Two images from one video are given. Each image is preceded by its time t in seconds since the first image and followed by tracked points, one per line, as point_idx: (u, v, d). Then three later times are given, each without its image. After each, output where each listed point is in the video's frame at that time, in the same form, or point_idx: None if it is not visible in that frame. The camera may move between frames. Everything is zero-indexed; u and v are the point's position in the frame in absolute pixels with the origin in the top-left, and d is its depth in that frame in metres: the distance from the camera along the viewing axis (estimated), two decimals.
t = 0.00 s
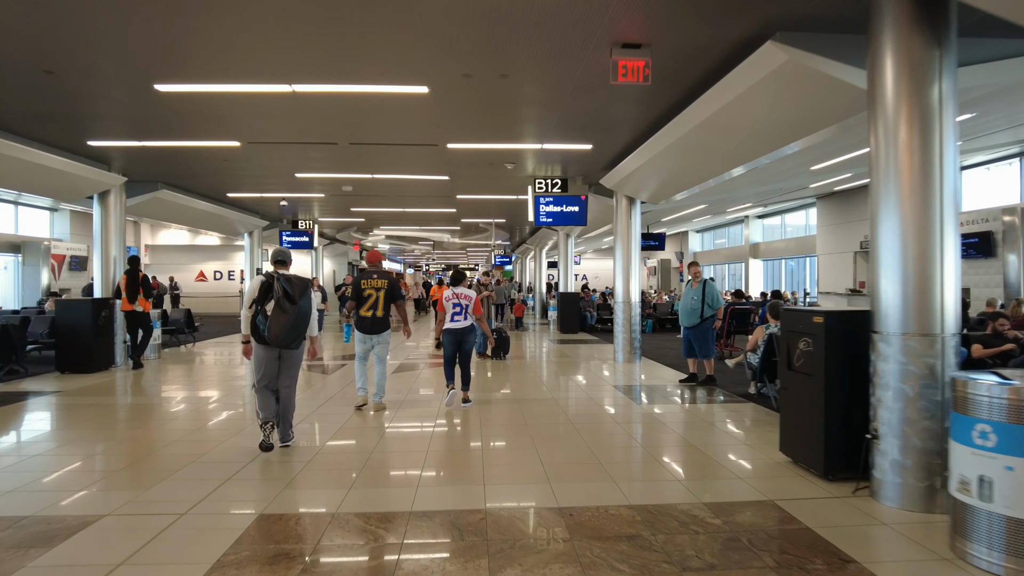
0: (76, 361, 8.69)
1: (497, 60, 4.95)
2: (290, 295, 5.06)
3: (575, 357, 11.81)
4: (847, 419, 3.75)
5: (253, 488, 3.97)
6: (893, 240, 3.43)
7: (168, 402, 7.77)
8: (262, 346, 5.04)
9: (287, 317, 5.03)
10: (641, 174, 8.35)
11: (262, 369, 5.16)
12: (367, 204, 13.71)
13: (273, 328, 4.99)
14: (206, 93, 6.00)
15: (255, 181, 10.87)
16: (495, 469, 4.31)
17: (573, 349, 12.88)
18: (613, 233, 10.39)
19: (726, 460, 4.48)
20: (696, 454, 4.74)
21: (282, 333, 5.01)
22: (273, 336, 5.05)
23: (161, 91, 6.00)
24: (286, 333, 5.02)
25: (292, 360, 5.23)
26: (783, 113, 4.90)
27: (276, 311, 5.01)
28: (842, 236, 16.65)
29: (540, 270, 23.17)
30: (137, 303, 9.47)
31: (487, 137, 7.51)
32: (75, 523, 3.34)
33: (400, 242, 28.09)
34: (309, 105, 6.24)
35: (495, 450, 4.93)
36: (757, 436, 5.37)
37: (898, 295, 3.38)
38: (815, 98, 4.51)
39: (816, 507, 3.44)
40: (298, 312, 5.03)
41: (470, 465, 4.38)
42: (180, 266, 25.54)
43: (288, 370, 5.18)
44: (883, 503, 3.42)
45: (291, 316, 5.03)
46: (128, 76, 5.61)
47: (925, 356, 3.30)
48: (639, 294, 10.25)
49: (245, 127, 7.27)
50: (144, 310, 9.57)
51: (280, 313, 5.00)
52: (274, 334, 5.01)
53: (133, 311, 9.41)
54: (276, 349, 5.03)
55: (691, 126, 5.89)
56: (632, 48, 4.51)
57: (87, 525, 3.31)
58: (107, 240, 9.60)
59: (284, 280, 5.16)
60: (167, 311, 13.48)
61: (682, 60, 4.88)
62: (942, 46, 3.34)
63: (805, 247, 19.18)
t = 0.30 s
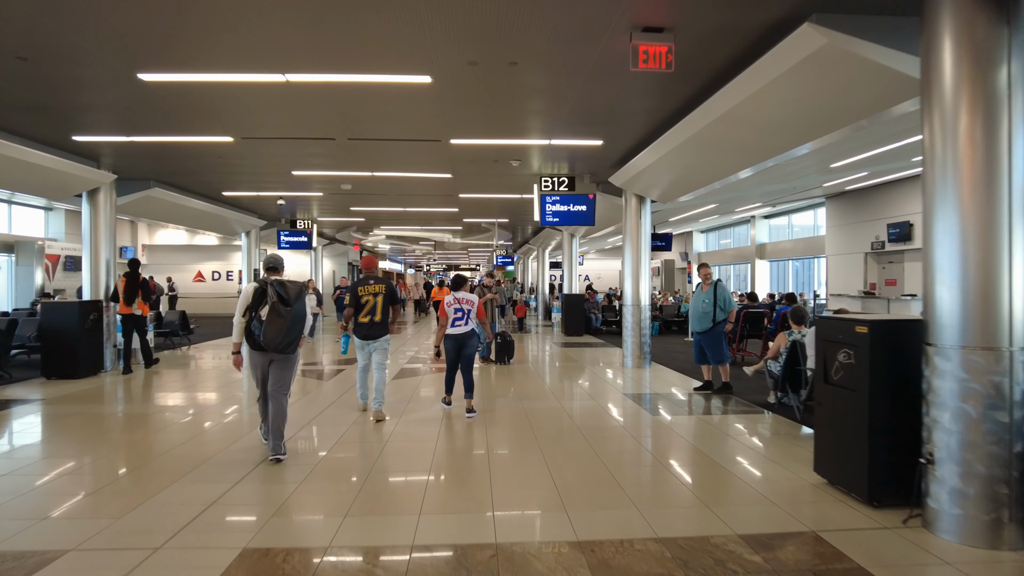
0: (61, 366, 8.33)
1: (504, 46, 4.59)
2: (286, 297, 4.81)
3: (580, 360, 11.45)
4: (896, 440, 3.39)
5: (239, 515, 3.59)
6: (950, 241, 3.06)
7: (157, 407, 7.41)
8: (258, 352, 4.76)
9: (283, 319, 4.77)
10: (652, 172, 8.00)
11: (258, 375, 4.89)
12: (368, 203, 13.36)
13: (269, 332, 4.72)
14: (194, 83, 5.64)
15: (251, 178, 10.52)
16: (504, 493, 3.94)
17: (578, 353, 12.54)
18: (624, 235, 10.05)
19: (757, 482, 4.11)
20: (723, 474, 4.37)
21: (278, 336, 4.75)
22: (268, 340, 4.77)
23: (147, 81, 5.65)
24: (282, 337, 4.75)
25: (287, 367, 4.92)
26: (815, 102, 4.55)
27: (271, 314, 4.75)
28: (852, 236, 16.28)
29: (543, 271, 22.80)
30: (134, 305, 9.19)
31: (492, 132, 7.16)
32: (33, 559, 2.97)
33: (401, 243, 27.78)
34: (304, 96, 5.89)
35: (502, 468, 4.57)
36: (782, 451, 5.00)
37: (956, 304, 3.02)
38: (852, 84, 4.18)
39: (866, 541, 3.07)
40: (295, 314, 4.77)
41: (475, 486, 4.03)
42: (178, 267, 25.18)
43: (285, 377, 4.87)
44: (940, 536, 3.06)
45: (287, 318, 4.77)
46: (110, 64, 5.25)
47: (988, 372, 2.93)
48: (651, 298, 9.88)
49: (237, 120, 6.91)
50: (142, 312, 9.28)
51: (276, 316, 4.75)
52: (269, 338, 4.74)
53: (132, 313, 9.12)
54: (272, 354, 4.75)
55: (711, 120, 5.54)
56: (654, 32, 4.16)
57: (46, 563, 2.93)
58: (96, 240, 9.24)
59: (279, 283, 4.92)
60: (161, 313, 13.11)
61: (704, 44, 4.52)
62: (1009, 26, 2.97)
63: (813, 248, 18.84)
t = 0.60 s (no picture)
0: (45, 365, 8.00)
1: (511, 20, 4.27)
2: (269, 288, 4.75)
3: (585, 359, 11.12)
4: (949, 449, 3.06)
5: (224, 532, 3.25)
6: (1015, 226, 2.73)
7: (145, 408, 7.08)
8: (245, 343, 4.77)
9: (266, 311, 4.70)
10: (662, 163, 7.67)
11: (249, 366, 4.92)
12: (367, 198, 13.04)
13: (253, 324, 4.68)
14: (179, 64, 5.31)
15: (245, 171, 10.19)
16: (514, 505, 3.59)
17: (583, 352, 12.21)
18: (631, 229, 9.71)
19: (788, 492, 3.77)
20: (748, 481, 4.03)
21: (262, 328, 4.70)
22: (254, 332, 4.75)
23: (130, 63, 5.33)
24: (265, 329, 4.71)
25: (277, 356, 4.92)
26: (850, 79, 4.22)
27: (254, 307, 4.69)
28: (861, 233, 15.96)
29: (545, 269, 22.47)
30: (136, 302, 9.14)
31: (496, 120, 6.84)
32: None
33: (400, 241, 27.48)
34: (297, 79, 5.57)
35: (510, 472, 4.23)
36: (808, 455, 4.66)
37: (1021, 296, 2.70)
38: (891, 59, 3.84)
39: (923, 562, 2.73)
40: (277, 306, 4.69)
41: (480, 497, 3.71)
42: (174, 265, 24.84)
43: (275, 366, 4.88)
44: (1002, 556, 2.74)
45: (270, 310, 4.70)
46: (89, 43, 4.92)
47: None
48: (659, 295, 9.54)
49: (227, 107, 6.58)
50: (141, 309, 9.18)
51: (259, 308, 4.68)
52: (254, 330, 4.71)
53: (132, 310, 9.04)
54: (258, 345, 4.73)
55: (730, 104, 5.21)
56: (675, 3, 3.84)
57: None
58: (83, 234, 8.91)
59: (264, 274, 4.86)
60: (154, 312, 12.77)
61: (725, 10, 4.19)
62: None
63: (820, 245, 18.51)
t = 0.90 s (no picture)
0: (27, 372, 7.65)
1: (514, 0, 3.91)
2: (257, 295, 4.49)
3: (589, 363, 10.78)
4: (1012, 479, 2.72)
5: (197, 567, 2.90)
6: None
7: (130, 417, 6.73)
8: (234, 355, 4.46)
9: (253, 318, 4.42)
10: (673, 159, 7.32)
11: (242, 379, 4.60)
12: (364, 197, 12.70)
13: (240, 332, 4.39)
14: (158, 52, 4.96)
15: (237, 170, 9.85)
16: (522, 536, 3.22)
17: (586, 355, 11.87)
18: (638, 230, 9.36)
19: (825, 523, 3.38)
20: (778, 508, 3.63)
21: (251, 336, 4.40)
22: (242, 342, 4.43)
23: (105, 51, 4.97)
24: (253, 336, 4.40)
25: (270, 365, 4.61)
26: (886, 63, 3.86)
27: (241, 314, 4.42)
28: (870, 234, 15.62)
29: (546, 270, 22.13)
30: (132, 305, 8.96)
31: (497, 113, 6.48)
32: None
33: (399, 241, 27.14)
34: (285, 69, 5.21)
35: (516, 494, 3.85)
36: (841, 475, 4.27)
37: None
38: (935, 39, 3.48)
39: None
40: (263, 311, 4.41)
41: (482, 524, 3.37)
42: (170, 266, 24.50)
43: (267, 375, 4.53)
44: None
45: (258, 317, 4.42)
46: (58, 29, 4.57)
47: None
48: (668, 299, 9.18)
49: (214, 100, 6.24)
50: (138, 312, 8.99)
51: (246, 315, 4.40)
52: (242, 338, 4.41)
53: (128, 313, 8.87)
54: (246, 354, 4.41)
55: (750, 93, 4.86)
56: None
57: None
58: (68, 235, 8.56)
59: (252, 283, 4.61)
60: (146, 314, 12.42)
61: None
62: None
63: (826, 245, 18.17)
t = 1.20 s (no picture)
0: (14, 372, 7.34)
1: None
2: (266, 285, 4.34)
3: (598, 364, 10.44)
4: None
5: None
6: None
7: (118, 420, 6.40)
8: (240, 345, 4.33)
9: (262, 309, 4.28)
10: (688, 150, 6.98)
11: (243, 369, 4.43)
12: (365, 193, 12.38)
13: (248, 322, 4.24)
14: (141, 31, 4.63)
15: (234, 164, 9.54)
16: (539, 557, 2.85)
17: (594, 355, 11.52)
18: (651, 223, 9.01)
19: (880, 542, 3.01)
20: (826, 523, 3.25)
21: (260, 327, 4.26)
22: (249, 332, 4.29)
23: (85, 30, 4.64)
24: (261, 327, 4.27)
25: (274, 357, 4.45)
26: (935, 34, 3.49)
27: (249, 304, 4.27)
28: (883, 231, 15.27)
29: (551, 268, 21.78)
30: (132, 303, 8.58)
31: (503, 100, 6.14)
32: None
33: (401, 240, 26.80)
34: (278, 50, 4.88)
35: (532, 508, 3.49)
36: (885, 484, 3.92)
37: None
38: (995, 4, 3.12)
39: None
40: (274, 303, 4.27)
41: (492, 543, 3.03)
42: (170, 265, 24.22)
43: (272, 368, 4.39)
44: None
45: (267, 308, 4.28)
46: (31, 5, 4.23)
47: None
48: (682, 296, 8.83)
49: (205, 86, 5.92)
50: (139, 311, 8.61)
51: (254, 306, 4.26)
52: (249, 329, 4.26)
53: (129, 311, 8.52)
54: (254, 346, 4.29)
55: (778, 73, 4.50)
56: None
57: None
58: (59, 230, 8.26)
59: (260, 274, 4.46)
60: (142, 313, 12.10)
61: None
62: None
63: (837, 244, 17.79)
